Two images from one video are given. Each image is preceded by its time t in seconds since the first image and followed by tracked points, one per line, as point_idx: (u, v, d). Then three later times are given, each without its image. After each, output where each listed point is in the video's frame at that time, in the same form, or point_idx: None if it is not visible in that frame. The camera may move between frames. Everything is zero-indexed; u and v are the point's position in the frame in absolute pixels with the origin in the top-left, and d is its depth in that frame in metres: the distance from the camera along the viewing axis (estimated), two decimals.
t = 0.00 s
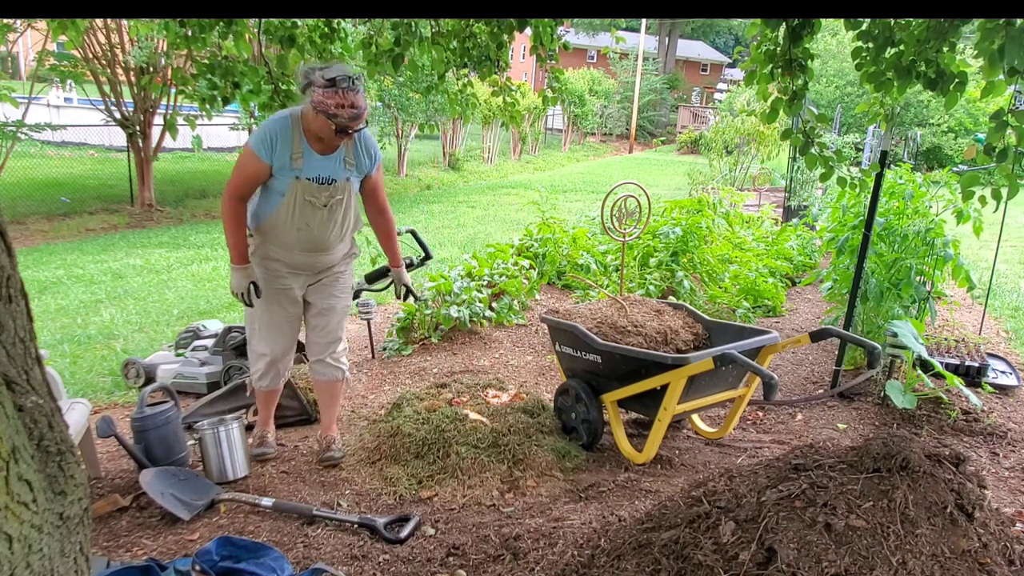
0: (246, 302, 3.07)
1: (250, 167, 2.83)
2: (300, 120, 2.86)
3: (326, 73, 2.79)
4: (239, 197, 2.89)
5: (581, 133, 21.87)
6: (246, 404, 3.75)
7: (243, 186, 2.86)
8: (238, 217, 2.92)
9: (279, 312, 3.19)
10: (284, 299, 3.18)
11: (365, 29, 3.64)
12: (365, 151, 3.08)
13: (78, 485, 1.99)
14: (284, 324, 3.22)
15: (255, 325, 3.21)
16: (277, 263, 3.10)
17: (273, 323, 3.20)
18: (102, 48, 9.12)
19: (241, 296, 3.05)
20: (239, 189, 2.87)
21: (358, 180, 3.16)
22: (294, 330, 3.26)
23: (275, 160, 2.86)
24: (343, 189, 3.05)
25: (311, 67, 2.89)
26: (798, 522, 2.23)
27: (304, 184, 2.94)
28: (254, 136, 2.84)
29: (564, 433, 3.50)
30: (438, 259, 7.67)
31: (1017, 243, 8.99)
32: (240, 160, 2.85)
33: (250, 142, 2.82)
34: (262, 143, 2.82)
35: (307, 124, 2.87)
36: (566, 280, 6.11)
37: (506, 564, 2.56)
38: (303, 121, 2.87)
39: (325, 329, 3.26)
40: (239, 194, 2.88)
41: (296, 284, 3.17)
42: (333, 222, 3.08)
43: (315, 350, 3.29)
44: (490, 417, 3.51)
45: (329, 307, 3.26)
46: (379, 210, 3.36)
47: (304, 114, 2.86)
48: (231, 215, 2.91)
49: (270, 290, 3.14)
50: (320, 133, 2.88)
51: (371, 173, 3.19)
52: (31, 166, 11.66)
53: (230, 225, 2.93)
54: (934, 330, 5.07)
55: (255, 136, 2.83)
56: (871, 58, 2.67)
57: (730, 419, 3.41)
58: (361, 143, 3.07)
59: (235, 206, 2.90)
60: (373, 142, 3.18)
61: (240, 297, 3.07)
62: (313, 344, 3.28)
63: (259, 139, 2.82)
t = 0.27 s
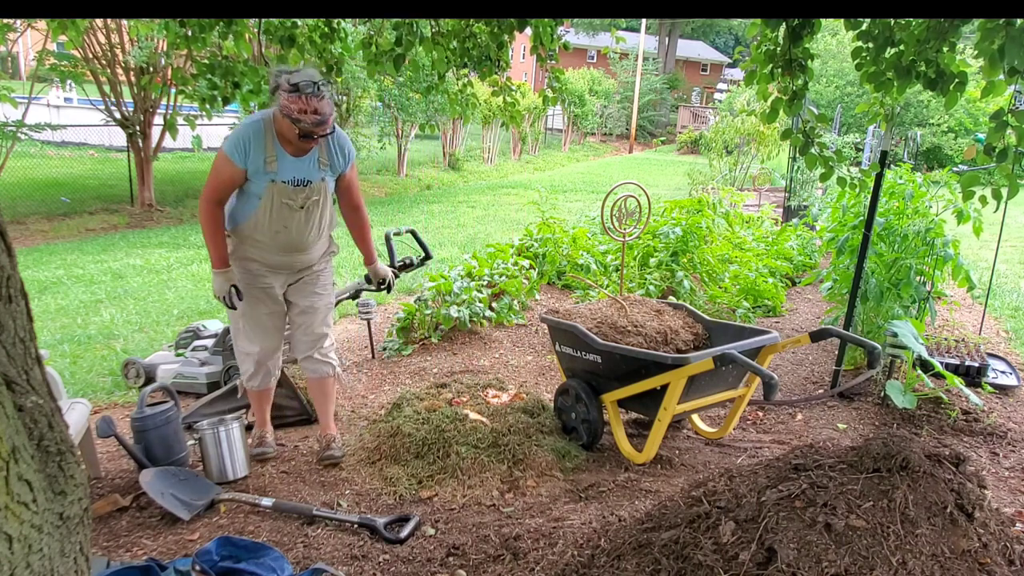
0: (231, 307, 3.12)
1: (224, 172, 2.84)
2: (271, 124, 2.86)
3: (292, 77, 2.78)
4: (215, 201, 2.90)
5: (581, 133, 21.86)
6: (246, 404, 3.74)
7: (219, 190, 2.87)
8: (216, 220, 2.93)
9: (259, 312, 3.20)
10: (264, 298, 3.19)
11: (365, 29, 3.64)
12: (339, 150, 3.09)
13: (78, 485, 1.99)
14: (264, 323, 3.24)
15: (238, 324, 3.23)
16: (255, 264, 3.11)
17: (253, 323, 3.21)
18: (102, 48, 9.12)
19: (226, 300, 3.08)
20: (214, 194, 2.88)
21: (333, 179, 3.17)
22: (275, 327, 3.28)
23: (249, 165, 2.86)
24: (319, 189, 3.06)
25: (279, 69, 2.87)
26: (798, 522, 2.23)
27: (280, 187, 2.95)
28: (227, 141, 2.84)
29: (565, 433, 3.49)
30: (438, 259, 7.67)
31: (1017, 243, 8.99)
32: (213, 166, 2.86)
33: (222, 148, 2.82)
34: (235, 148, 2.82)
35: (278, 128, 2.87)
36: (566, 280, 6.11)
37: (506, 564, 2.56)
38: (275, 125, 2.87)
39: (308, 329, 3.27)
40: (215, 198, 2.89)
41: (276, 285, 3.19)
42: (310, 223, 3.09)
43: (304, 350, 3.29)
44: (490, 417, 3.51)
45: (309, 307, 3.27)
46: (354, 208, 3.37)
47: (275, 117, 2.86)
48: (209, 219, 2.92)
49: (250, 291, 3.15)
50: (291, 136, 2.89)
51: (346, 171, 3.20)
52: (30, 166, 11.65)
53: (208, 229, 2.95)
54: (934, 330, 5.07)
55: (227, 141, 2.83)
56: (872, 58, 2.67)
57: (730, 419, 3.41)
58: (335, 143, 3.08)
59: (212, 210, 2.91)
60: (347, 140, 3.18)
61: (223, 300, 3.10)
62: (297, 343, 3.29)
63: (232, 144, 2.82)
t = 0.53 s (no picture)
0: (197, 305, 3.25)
1: (209, 173, 2.89)
2: (253, 122, 2.89)
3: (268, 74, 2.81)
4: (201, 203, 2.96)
5: (581, 133, 21.86)
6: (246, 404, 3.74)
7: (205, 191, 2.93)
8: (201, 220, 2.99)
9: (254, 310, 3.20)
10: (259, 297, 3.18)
11: (365, 29, 3.64)
12: (323, 144, 3.10)
13: (78, 486, 1.99)
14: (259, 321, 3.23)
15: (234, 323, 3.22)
16: (247, 263, 3.11)
17: (248, 321, 3.21)
18: (102, 48, 9.12)
19: (189, 298, 3.24)
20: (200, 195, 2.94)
21: (319, 173, 3.17)
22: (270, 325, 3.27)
23: (233, 164, 2.90)
24: (306, 184, 3.06)
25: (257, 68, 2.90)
26: (798, 522, 2.23)
27: (265, 184, 2.97)
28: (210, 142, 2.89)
29: (565, 433, 3.49)
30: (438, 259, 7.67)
31: (1017, 243, 8.99)
32: (199, 168, 2.92)
33: (206, 149, 2.86)
34: (217, 148, 2.86)
35: (260, 125, 2.90)
36: (566, 280, 6.11)
37: (506, 564, 2.56)
38: (256, 123, 2.90)
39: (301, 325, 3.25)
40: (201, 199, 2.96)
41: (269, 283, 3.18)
42: (300, 218, 3.09)
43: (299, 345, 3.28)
44: (490, 417, 3.51)
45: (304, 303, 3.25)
46: (342, 202, 3.37)
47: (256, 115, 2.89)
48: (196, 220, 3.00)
49: (243, 290, 3.15)
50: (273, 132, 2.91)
51: (332, 165, 3.20)
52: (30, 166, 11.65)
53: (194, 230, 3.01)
54: (934, 330, 5.07)
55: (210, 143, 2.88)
56: (871, 58, 2.67)
57: (730, 419, 3.40)
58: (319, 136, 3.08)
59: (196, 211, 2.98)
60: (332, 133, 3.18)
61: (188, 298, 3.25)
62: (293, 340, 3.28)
63: (214, 145, 2.86)
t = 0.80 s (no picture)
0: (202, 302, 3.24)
1: (208, 171, 2.92)
2: (250, 121, 2.91)
3: (262, 73, 2.81)
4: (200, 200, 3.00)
5: (581, 133, 21.86)
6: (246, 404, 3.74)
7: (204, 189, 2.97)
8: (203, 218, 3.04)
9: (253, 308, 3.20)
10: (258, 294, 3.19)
11: (365, 29, 3.64)
12: (322, 141, 3.09)
13: (78, 485, 1.99)
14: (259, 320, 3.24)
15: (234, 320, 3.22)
16: (245, 261, 3.11)
17: (248, 319, 3.22)
18: (101, 48, 9.12)
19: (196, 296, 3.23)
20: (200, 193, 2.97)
21: (319, 173, 3.17)
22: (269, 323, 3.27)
23: (230, 162, 2.92)
24: (304, 182, 3.06)
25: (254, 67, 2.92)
26: (798, 522, 2.23)
27: (262, 182, 2.98)
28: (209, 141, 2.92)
29: (564, 433, 3.49)
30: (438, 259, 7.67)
31: (1017, 243, 8.99)
32: (199, 167, 2.95)
33: (205, 148, 2.90)
34: (215, 146, 2.89)
35: (256, 124, 2.91)
36: (566, 280, 6.11)
37: (506, 564, 2.56)
38: (253, 122, 2.91)
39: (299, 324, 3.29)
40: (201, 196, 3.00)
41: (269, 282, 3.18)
42: (299, 217, 3.09)
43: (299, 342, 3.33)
44: (490, 417, 3.51)
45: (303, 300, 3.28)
46: (345, 200, 3.35)
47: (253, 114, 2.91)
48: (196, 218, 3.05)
49: (242, 288, 3.16)
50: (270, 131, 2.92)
51: (332, 163, 3.19)
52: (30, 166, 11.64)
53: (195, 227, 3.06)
54: (934, 330, 5.07)
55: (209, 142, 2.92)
56: (871, 58, 2.67)
57: (730, 419, 3.40)
58: (317, 134, 3.07)
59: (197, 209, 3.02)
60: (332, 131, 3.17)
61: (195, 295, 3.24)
62: (292, 337, 3.32)
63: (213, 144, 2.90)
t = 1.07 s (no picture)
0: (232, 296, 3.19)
1: (222, 169, 2.96)
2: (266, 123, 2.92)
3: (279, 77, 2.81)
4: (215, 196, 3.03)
5: (581, 133, 21.87)
6: (246, 404, 3.74)
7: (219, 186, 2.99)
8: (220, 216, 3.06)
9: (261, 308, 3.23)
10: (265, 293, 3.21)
11: (365, 29, 3.64)
12: (336, 149, 3.05)
13: (78, 485, 1.99)
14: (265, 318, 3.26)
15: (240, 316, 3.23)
16: (254, 259, 3.14)
17: (255, 317, 3.22)
18: (102, 48, 9.12)
19: (225, 289, 3.16)
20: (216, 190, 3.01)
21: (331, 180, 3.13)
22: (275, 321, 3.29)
23: (244, 163, 2.94)
24: (314, 189, 3.05)
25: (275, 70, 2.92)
26: (798, 522, 2.23)
27: (273, 185, 2.99)
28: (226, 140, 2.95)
29: (564, 433, 3.49)
30: (438, 259, 7.67)
31: (1017, 243, 8.99)
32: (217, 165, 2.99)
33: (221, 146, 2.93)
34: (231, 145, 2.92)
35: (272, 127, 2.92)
36: (566, 280, 6.11)
37: (506, 564, 2.56)
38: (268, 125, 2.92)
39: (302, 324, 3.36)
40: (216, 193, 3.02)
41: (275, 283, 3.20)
42: (307, 222, 3.08)
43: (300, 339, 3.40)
44: (490, 417, 3.51)
45: (308, 301, 3.32)
46: (358, 210, 3.28)
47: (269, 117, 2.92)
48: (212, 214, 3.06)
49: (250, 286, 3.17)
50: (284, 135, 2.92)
51: (345, 172, 3.13)
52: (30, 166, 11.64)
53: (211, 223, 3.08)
54: (934, 330, 5.07)
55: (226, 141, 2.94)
56: (871, 58, 2.67)
57: (730, 419, 3.41)
58: (332, 142, 3.05)
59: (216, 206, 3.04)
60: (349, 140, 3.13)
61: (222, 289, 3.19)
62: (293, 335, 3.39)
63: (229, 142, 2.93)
